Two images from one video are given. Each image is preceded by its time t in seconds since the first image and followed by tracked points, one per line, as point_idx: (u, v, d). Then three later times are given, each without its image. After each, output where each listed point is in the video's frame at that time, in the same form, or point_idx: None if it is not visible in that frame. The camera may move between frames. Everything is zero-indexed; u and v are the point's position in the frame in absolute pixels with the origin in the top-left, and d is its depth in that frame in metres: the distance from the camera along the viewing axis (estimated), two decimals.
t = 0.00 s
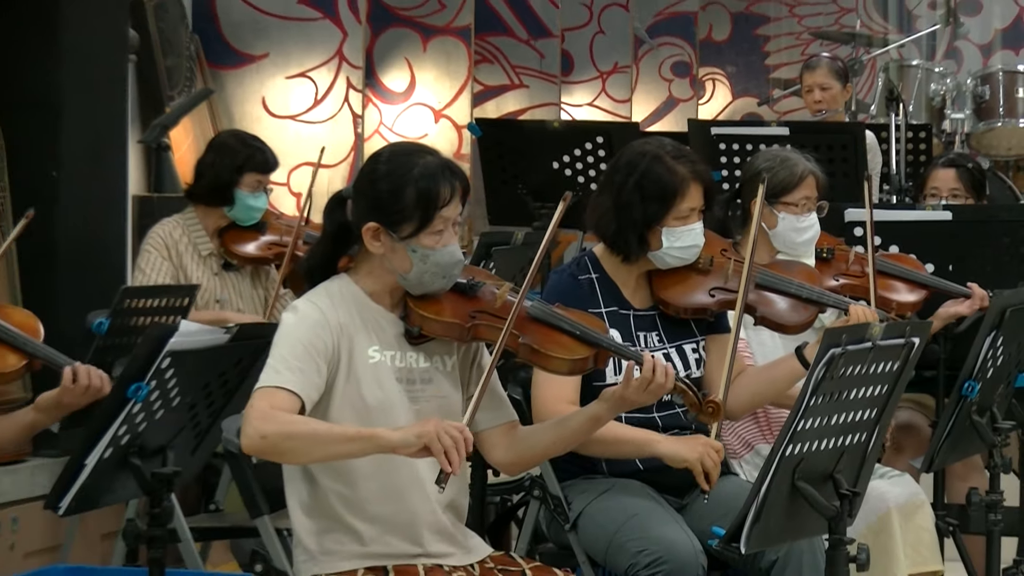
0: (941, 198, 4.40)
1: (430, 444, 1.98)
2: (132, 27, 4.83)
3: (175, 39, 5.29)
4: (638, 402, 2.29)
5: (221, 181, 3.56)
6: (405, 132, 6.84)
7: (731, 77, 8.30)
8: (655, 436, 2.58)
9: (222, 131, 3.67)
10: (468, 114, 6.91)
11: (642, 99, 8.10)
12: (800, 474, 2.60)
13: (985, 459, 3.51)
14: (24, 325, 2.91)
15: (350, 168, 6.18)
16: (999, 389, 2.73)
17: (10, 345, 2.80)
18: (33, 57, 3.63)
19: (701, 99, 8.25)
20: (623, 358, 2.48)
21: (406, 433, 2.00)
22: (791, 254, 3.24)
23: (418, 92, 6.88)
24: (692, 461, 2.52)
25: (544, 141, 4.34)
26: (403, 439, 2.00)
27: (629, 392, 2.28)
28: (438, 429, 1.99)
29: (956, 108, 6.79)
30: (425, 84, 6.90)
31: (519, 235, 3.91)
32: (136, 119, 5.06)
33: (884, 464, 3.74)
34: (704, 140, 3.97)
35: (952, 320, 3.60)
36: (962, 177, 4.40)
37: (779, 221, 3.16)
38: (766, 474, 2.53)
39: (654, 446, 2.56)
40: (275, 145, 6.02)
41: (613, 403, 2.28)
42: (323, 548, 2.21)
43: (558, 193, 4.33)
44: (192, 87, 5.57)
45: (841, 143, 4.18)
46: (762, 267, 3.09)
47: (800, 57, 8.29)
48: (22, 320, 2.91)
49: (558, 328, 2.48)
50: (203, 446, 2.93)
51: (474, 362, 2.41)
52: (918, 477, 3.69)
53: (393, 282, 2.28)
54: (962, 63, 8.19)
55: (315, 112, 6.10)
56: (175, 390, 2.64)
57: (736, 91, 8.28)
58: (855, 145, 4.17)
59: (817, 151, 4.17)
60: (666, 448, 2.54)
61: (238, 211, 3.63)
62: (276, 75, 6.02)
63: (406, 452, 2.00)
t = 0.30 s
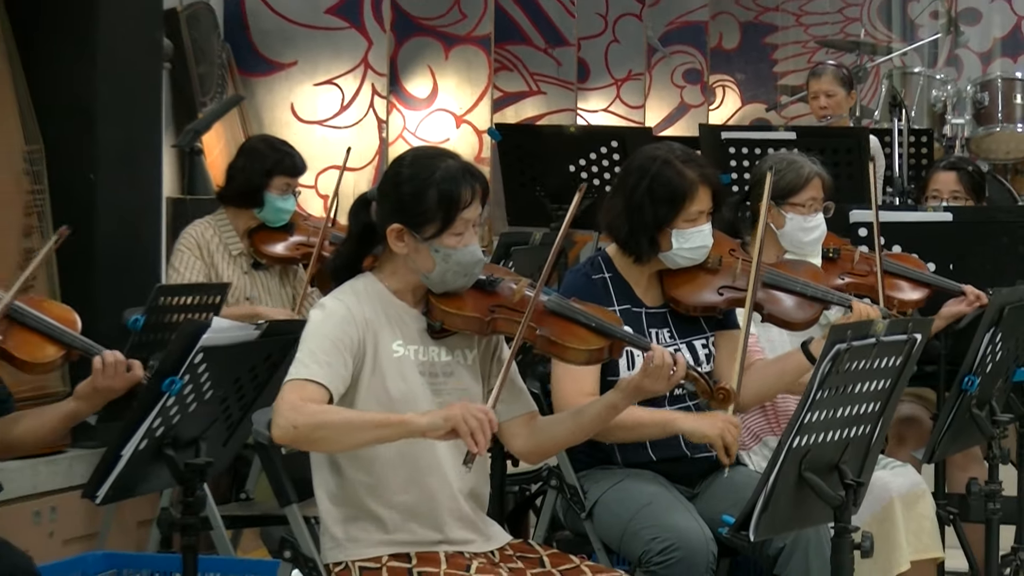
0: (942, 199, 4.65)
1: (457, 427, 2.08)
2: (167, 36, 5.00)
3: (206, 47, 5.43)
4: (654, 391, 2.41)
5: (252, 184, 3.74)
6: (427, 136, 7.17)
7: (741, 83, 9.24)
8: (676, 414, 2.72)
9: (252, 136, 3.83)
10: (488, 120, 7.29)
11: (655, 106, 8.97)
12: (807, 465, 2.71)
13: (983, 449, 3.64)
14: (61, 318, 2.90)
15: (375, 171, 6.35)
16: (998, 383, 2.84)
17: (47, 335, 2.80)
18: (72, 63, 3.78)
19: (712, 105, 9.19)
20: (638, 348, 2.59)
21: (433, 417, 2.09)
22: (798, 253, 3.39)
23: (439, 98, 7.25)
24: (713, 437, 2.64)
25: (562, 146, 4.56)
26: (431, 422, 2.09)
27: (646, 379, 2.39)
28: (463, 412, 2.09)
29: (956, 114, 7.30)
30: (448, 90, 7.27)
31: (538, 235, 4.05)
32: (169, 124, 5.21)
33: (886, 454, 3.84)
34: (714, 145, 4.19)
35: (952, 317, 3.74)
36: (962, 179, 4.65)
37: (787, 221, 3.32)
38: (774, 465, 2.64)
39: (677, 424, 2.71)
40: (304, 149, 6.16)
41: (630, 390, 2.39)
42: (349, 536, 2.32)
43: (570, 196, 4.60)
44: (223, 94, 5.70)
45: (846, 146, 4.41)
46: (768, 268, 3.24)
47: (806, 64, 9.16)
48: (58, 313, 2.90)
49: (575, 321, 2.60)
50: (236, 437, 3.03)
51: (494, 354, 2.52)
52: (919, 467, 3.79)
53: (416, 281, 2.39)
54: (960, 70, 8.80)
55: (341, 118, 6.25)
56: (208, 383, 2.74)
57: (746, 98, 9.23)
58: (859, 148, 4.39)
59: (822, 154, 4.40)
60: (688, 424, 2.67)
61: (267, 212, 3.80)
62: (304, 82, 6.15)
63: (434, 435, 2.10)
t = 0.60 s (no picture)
0: (942, 200, 4.78)
1: (508, 374, 2.28)
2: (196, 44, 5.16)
3: (235, 54, 5.57)
4: (663, 378, 2.54)
5: (275, 186, 3.90)
6: (447, 140, 7.36)
7: (748, 89, 9.57)
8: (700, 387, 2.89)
9: (277, 139, 3.99)
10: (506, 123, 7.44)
11: (666, 110, 9.38)
12: (812, 456, 2.81)
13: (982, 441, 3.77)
14: (105, 317, 3.02)
15: (395, 173, 6.58)
16: (995, 378, 2.95)
17: (91, 334, 2.91)
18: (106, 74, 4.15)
19: (720, 109, 9.50)
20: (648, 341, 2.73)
21: (486, 363, 2.27)
22: (806, 251, 3.53)
23: (459, 103, 7.42)
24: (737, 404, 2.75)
25: (575, 149, 4.72)
26: (485, 368, 2.26)
27: (652, 365, 2.53)
28: (513, 361, 2.28)
29: (955, 118, 7.47)
30: (466, 96, 7.44)
31: (553, 234, 4.19)
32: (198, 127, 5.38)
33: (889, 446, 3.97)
34: (722, 149, 4.30)
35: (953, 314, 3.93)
36: (961, 181, 4.78)
37: (796, 220, 3.46)
38: (780, 455, 2.74)
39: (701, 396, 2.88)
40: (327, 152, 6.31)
41: (640, 380, 2.53)
42: (370, 524, 2.38)
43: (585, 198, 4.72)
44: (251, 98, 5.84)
45: (848, 149, 4.55)
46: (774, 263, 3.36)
47: (811, 71, 9.48)
48: (102, 312, 3.03)
49: (588, 315, 2.74)
50: (262, 428, 3.14)
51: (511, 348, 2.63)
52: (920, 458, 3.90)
53: (435, 280, 2.49)
54: (961, 75, 9.04)
55: (365, 122, 6.41)
56: (236, 377, 2.85)
57: (753, 103, 9.55)
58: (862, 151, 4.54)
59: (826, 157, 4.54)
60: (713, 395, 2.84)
61: (291, 213, 3.93)
62: (328, 87, 6.31)
63: (486, 380, 2.26)
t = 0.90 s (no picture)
0: (942, 200, 4.95)
1: (492, 416, 2.26)
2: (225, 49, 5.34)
3: (263, 59, 5.72)
4: (672, 375, 2.64)
5: (302, 186, 4.06)
6: (466, 142, 7.61)
7: (755, 92, 9.63)
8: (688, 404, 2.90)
9: (303, 141, 4.13)
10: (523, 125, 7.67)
11: (678, 113, 9.45)
12: (817, 445, 2.91)
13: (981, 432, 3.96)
14: (141, 321, 2.99)
15: (418, 175, 6.74)
16: (993, 369, 3.07)
17: (127, 337, 2.87)
18: (137, 82, 4.43)
19: (728, 112, 9.61)
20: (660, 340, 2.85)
21: (469, 406, 2.27)
22: (809, 250, 3.71)
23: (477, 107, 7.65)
24: (721, 425, 2.84)
25: (589, 151, 4.96)
26: (468, 411, 2.27)
27: (666, 364, 2.62)
28: (499, 403, 2.27)
29: (955, 121, 7.59)
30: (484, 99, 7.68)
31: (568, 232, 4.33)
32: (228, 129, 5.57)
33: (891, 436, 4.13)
34: (730, 151, 4.46)
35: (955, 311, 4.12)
36: (961, 182, 4.95)
37: (801, 220, 3.63)
38: (787, 445, 2.84)
39: (687, 412, 2.89)
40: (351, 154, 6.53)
41: (653, 376, 2.60)
42: (394, 510, 2.51)
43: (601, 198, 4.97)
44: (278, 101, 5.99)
45: (852, 151, 4.68)
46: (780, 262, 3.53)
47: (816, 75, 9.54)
48: (137, 316, 2.99)
49: (602, 315, 2.85)
50: (290, 418, 3.18)
51: (528, 345, 2.72)
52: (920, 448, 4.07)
53: (460, 277, 2.57)
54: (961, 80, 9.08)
55: (387, 125, 6.63)
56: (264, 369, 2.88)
57: (760, 105, 9.61)
58: (864, 152, 4.68)
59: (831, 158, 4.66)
60: (700, 413, 2.86)
61: (316, 212, 4.09)
62: (353, 91, 6.54)
63: (469, 422, 2.27)
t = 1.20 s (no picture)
0: (943, 203, 5.25)
1: (487, 413, 2.39)
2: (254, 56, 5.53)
3: (291, 68, 5.98)
4: (683, 373, 2.71)
5: (328, 187, 4.22)
6: (486, 147, 8.00)
7: (764, 99, 10.13)
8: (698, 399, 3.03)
9: (329, 145, 4.26)
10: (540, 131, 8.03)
11: (689, 118, 9.91)
12: (823, 438, 3.00)
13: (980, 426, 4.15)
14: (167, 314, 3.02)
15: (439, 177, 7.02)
16: (993, 364, 3.19)
17: (153, 329, 2.91)
18: (172, 90, 4.68)
19: (739, 117, 10.11)
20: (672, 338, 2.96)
21: (465, 403, 2.40)
22: (815, 249, 3.85)
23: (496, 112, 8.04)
24: (733, 420, 2.95)
25: (603, 156, 5.18)
26: (463, 408, 2.40)
27: (677, 362, 2.69)
28: (493, 400, 2.39)
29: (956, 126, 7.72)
30: (504, 105, 8.05)
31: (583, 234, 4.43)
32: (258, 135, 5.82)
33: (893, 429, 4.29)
34: (740, 155, 4.70)
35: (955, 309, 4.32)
36: (961, 184, 5.26)
37: (806, 220, 3.79)
38: (794, 437, 2.93)
39: (698, 407, 3.02)
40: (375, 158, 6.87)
41: (664, 374, 2.69)
42: (416, 500, 2.63)
43: (614, 199, 5.18)
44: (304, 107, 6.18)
45: (857, 155, 4.97)
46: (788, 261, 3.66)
47: (822, 82, 9.94)
48: (164, 310, 3.02)
49: (618, 314, 2.96)
50: (316, 413, 3.18)
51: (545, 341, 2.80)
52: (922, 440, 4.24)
53: (479, 275, 2.67)
54: (961, 87, 9.51)
55: (409, 130, 6.95)
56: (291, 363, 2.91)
57: (769, 111, 10.11)
58: (868, 156, 4.96)
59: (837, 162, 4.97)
60: (710, 408, 2.98)
61: (341, 214, 4.24)
62: (376, 98, 6.87)
63: (465, 419, 2.40)
